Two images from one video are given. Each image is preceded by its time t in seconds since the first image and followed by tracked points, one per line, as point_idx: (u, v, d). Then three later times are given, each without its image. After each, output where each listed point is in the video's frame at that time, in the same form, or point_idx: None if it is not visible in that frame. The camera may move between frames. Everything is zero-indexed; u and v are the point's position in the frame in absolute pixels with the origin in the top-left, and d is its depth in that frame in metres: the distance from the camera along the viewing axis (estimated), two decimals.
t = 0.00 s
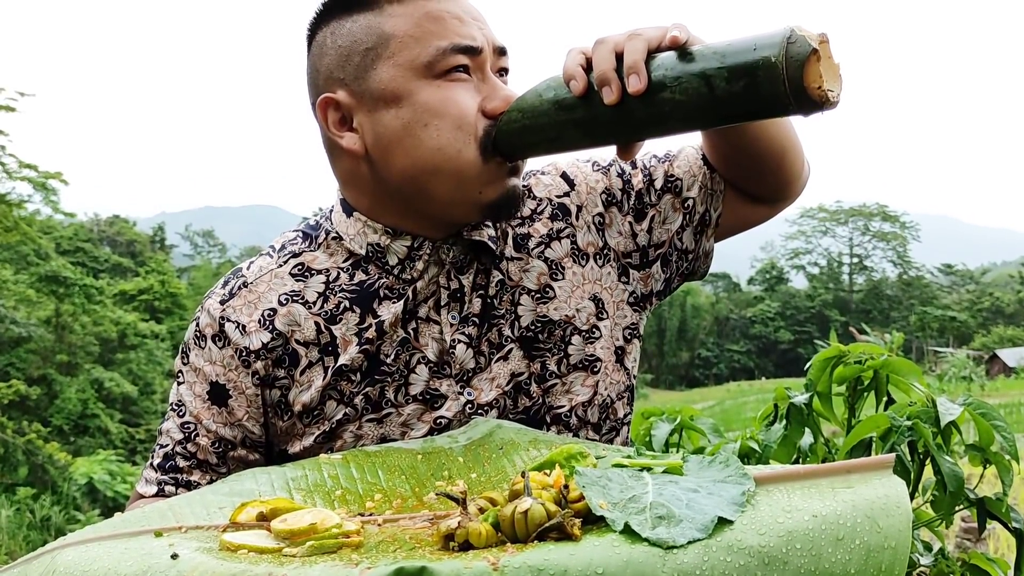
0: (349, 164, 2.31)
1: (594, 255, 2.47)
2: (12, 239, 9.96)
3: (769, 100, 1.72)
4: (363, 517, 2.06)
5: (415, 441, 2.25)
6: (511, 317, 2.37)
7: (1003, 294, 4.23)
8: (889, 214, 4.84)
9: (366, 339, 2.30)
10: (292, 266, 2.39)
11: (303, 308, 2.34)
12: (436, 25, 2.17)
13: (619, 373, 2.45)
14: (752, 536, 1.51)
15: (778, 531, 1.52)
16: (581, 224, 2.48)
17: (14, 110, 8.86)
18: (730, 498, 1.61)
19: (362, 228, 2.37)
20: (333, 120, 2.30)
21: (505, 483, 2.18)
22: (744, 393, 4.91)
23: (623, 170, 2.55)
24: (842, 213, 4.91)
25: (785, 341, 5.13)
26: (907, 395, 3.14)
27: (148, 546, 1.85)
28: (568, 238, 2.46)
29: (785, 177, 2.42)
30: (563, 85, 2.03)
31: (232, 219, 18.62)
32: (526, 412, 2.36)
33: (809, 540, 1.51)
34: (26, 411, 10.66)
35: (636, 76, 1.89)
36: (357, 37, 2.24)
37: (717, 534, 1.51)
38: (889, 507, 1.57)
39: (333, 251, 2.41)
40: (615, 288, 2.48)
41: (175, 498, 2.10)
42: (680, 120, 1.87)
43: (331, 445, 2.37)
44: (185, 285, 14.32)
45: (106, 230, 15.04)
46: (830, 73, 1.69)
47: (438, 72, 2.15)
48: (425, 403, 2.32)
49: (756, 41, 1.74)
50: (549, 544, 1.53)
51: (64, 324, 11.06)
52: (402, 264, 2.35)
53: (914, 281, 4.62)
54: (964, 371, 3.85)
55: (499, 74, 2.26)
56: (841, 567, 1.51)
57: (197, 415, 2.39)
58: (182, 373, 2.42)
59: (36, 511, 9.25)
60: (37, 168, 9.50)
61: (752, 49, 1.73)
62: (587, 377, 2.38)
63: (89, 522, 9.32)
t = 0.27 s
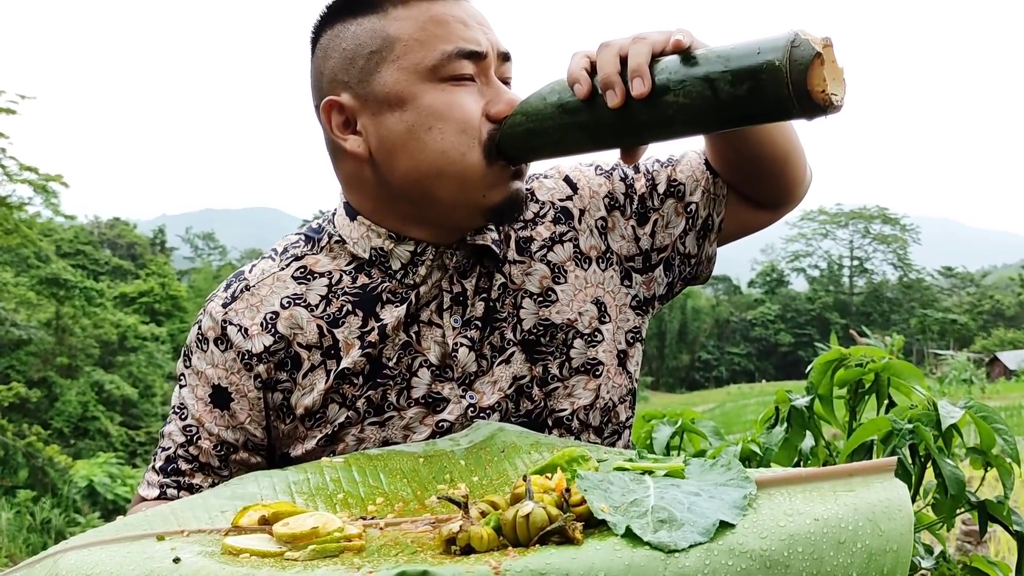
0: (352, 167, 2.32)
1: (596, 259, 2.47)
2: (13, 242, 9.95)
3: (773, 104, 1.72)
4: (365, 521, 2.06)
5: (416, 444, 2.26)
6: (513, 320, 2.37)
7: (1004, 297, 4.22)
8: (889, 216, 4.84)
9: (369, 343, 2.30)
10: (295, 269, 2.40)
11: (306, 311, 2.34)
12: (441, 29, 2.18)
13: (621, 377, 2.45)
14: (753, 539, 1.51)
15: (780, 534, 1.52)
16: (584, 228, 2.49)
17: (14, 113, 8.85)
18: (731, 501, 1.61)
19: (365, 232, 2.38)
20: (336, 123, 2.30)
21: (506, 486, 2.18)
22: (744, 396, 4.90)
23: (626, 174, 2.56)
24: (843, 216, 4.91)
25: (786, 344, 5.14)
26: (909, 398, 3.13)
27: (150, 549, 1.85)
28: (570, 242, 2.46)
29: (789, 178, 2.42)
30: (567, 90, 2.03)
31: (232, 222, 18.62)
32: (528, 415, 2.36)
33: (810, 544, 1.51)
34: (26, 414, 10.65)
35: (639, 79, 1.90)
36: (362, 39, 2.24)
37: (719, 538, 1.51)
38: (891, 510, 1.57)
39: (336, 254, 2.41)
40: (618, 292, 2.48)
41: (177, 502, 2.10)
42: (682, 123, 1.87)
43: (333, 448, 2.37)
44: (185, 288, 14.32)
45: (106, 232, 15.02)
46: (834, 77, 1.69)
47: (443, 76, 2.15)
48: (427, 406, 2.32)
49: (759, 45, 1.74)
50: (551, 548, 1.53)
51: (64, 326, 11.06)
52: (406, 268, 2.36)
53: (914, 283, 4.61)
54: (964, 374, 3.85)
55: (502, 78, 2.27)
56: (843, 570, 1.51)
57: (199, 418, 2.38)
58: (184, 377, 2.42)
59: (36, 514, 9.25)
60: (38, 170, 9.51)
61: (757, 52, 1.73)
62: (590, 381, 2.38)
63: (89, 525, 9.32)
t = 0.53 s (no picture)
0: (361, 164, 2.31)
1: (600, 266, 2.47)
2: (13, 243, 9.96)
3: (785, 195, 1.73)
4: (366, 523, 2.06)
5: (416, 444, 2.26)
6: (515, 321, 2.38)
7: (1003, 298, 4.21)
8: (889, 218, 4.84)
9: (370, 341, 2.30)
10: (296, 268, 2.39)
11: (307, 309, 2.34)
12: (452, 27, 2.18)
13: (621, 382, 2.45)
14: (753, 540, 1.53)
15: (779, 535, 1.54)
16: (588, 236, 2.49)
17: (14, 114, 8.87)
18: (732, 502, 1.61)
19: (370, 230, 2.37)
20: (346, 119, 2.30)
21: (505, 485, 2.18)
22: (745, 397, 4.91)
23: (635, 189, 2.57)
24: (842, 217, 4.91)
25: (786, 345, 5.14)
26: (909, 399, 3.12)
27: (150, 552, 1.85)
28: (574, 247, 2.47)
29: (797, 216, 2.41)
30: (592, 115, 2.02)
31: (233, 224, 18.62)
32: (528, 416, 2.37)
33: (810, 545, 1.53)
34: (27, 415, 10.65)
35: (664, 133, 1.89)
36: (373, 37, 2.25)
37: (718, 539, 1.52)
38: (890, 511, 1.59)
39: (338, 253, 2.41)
40: (621, 299, 2.48)
41: (179, 504, 2.10)
42: (698, 183, 1.87)
43: (333, 446, 2.37)
44: (185, 290, 14.32)
45: (106, 233, 15.01)
46: (849, 186, 1.70)
47: (453, 72, 2.15)
48: (427, 404, 2.32)
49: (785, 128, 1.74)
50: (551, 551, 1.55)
51: (64, 328, 11.06)
52: (410, 265, 2.35)
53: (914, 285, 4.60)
54: (964, 375, 3.85)
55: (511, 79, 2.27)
56: (842, 571, 1.54)
57: (199, 417, 2.37)
58: (185, 376, 2.41)
59: (36, 516, 9.24)
60: (38, 171, 9.51)
61: (785, 137, 1.73)
62: (590, 385, 2.38)
63: (89, 526, 9.31)
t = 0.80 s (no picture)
0: (396, 166, 2.29)
1: (613, 290, 2.53)
2: (12, 242, 9.95)
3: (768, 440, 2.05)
4: (358, 526, 2.03)
5: (414, 443, 2.26)
6: (523, 327, 2.40)
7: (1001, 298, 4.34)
8: (888, 217, 4.83)
9: (376, 334, 2.32)
10: (302, 263, 2.38)
11: (313, 302, 2.33)
12: (517, 64, 2.11)
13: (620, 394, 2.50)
14: (743, 557, 1.53)
15: (770, 552, 1.54)
16: (605, 261, 2.56)
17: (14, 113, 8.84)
18: (724, 515, 1.60)
19: (385, 227, 2.35)
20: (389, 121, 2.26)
21: (499, 482, 2.16)
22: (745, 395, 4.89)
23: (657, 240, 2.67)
24: (842, 216, 4.89)
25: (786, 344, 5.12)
26: (906, 396, 3.11)
27: (140, 555, 1.83)
28: (590, 268, 2.52)
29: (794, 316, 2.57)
30: (734, 234, 1.95)
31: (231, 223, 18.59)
32: (529, 420, 2.39)
33: (800, 562, 1.53)
34: (26, 414, 10.62)
35: (746, 329, 1.97)
36: (434, 48, 2.16)
37: (708, 555, 1.53)
38: (884, 528, 1.56)
39: (345, 248, 2.39)
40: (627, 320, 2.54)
41: (172, 504, 2.06)
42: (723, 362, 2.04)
43: (333, 438, 2.36)
44: (184, 289, 14.29)
45: (105, 232, 14.97)
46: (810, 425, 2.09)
47: (506, 113, 2.11)
48: (428, 401, 2.33)
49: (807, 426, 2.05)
50: (539, 565, 1.53)
51: (64, 327, 11.03)
52: (421, 267, 2.35)
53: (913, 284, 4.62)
54: (963, 373, 3.83)
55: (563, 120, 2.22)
56: None
57: (199, 411, 2.31)
58: (185, 369, 2.35)
59: (36, 515, 9.22)
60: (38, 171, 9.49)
61: (801, 432, 2.04)
62: (594, 397, 2.43)
63: (89, 526, 9.29)
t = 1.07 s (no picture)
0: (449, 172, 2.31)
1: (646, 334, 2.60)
2: (10, 239, 9.91)
3: None
4: (344, 515, 2.00)
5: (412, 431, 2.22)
6: (557, 342, 2.42)
7: None
8: (887, 213, 4.80)
9: (406, 327, 2.34)
10: (338, 247, 2.41)
11: (346, 289, 2.35)
12: (593, 116, 2.12)
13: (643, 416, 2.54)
14: (726, 542, 1.50)
15: (752, 536, 1.50)
16: (647, 305, 2.62)
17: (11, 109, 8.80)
18: (707, 499, 1.59)
19: (428, 222, 2.38)
20: (450, 129, 2.27)
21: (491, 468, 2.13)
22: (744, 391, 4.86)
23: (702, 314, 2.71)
24: (841, 212, 4.86)
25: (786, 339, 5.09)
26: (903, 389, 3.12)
27: (129, 547, 1.80)
28: (631, 307, 2.58)
29: (795, 430, 2.68)
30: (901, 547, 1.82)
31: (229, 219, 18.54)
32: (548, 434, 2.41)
33: (785, 545, 1.50)
34: (24, 411, 10.57)
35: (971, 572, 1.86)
36: (513, 76, 2.17)
37: (689, 539, 1.50)
38: (871, 510, 1.54)
39: (383, 236, 2.42)
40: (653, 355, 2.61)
41: (163, 494, 2.03)
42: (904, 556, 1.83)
43: (350, 423, 2.35)
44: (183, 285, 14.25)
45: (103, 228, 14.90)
46: None
47: (569, 159, 2.13)
48: (451, 400, 2.34)
49: None
50: (514, 552, 1.50)
51: (62, 323, 10.98)
52: (458, 268, 2.37)
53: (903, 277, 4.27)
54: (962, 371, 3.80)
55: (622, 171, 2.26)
56: (818, 573, 1.49)
57: (221, 386, 2.31)
58: (209, 342, 2.35)
59: (36, 512, 9.19)
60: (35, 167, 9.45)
61: None
62: (618, 422, 2.46)
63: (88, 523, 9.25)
